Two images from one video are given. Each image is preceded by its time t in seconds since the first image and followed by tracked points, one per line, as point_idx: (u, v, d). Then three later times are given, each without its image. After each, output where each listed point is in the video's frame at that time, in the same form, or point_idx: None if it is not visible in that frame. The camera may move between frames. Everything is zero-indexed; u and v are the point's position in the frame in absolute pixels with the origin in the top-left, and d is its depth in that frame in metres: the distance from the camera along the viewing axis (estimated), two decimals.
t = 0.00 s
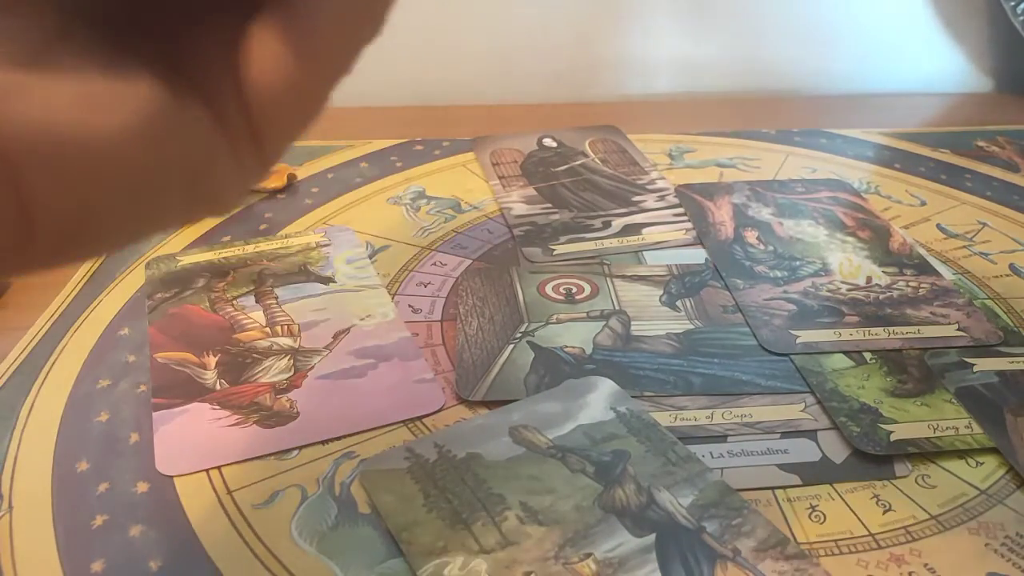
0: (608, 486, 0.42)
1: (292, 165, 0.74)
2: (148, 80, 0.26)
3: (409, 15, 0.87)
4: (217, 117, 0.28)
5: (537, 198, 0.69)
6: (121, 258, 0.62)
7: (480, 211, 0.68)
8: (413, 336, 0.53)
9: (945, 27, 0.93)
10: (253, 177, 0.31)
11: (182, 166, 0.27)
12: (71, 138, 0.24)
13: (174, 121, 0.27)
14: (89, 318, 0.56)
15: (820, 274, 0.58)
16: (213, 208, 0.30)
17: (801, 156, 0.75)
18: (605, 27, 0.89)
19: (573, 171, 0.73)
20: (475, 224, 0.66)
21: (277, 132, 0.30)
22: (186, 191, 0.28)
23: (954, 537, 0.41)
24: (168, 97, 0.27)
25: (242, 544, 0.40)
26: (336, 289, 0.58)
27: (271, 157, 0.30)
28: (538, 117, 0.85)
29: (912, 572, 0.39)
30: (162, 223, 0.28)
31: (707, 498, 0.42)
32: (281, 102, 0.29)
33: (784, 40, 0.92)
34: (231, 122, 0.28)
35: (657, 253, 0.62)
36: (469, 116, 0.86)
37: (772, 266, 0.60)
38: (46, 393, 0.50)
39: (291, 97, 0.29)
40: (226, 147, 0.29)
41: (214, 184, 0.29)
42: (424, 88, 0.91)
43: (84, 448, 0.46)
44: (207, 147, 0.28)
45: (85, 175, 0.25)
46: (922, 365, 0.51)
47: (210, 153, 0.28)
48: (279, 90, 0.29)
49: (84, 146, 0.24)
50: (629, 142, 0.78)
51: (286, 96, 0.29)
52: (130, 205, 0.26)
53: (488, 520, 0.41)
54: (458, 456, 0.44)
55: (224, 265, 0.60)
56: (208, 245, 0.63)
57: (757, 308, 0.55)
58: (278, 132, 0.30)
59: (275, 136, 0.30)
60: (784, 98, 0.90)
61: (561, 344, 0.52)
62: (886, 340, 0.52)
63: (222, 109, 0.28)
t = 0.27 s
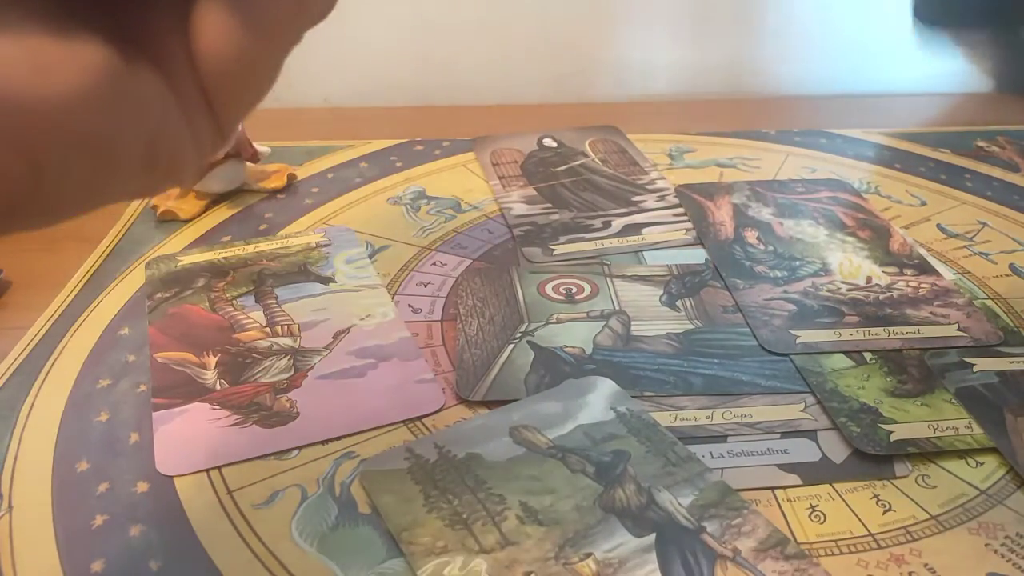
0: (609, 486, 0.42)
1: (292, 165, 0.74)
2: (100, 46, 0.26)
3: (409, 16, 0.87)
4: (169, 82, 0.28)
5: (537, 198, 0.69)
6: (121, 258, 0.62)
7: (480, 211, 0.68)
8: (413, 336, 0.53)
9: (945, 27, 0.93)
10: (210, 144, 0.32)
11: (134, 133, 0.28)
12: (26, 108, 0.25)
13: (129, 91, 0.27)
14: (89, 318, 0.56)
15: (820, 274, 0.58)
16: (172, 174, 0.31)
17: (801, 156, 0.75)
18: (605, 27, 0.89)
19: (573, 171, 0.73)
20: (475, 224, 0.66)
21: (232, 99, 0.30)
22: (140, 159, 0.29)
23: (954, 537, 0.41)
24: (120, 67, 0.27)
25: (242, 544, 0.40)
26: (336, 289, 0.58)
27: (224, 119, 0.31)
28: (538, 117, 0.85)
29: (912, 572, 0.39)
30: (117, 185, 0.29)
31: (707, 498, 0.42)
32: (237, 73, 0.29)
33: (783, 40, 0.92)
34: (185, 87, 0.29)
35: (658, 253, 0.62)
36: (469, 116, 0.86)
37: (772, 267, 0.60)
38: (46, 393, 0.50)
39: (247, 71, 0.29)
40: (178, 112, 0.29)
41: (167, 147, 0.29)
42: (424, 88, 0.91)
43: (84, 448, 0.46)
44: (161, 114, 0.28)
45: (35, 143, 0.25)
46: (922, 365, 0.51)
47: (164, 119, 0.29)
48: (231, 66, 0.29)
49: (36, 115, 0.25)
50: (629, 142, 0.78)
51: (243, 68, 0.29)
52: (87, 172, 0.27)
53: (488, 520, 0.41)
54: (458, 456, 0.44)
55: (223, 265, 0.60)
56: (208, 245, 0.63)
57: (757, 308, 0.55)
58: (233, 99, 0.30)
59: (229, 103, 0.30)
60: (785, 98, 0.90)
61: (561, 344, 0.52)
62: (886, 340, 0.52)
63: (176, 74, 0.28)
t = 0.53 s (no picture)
0: (609, 486, 0.42)
1: (292, 165, 0.74)
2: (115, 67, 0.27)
3: (409, 16, 0.87)
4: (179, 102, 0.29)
5: (537, 198, 0.69)
6: (121, 258, 0.62)
7: (480, 211, 0.68)
8: (413, 337, 0.53)
9: (944, 27, 0.93)
10: (218, 161, 0.32)
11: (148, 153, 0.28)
12: (46, 125, 0.24)
13: (143, 111, 0.27)
14: (89, 318, 0.56)
15: (820, 274, 0.58)
16: (182, 192, 0.31)
17: (801, 156, 0.75)
18: (604, 27, 0.89)
19: (573, 172, 0.73)
20: (475, 224, 0.66)
21: (243, 118, 0.30)
22: (154, 177, 0.29)
23: (954, 537, 0.41)
24: (134, 86, 0.27)
25: (242, 544, 0.40)
26: (336, 289, 0.58)
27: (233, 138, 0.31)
28: (537, 117, 0.85)
29: (912, 573, 0.39)
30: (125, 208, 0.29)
31: (707, 498, 0.42)
32: (250, 94, 0.29)
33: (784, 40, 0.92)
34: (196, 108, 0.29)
35: (658, 253, 0.62)
36: (469, 116, 0.86)
37: (773, 267, 0.60)
38: (46, 393, 0.50)
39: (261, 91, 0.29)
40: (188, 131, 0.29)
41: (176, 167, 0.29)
42: (423, 88, 0.91)
43: (84, 448, 0.46)
44: (173, 132, 0.29)
45: (59, 163, 0.25)
46: (922, 365, 0.51)
47: (175, 138, 0.29)
48: (243, 83, 0.29)
49: (61, 135, 0.25)
50: (629, 142, 0.78)
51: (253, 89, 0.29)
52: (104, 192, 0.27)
53: (488, 521, 0.41)
54: (458, 457, 0.44)
55: (224, 265, 0.60)
56: (208, 245, 0.63)
57: (756, 309, 0.55)
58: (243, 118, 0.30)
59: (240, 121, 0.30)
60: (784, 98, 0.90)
61: (561, 344, 0.52)
62: (886, 340, 0.52)
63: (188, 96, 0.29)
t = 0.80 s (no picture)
0: (609, 486, 0.42)
1: (292, 165, 0.74)
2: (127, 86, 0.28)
3: (409, 16, 0.87)
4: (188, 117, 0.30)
5: (537, 198, 0.69)
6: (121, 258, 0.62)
7: (480, 211, 0.68)
8: (413, 337, 0.53)
9: (944, 27, 0.93)
10: (227, 173, 0.32)
11: (158, 168, 0.29)
12: (62, 142, 0.25)
13: (153, 127, 0.28)
14: (90, 318, 0.56)
15: (820, 273, 0.58)
16: (189, 203, 0.32)
17: (801, 156, 0.75)
18: (605, 27, 0.89)
19: (573, 172, 0.73)
20: (475, 224, 0.66)
21: (251, 134, 0.31)
22: (163, 188, 0.30)
23: (954, 537, 0.41)
24: (145, 104, 0.28)
25: (242, 544, 0.40)
26: (336, 289, 0.58)
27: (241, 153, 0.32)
28: (537, 118, 0.85)
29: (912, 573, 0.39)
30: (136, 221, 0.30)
31: (707, 498, 0.42)
32: (256, 110, 0.30)
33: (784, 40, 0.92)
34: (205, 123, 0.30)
35: (658, 253, 0.62)
36: (469, 116, 0.86)
37: (773, 266, 0.60)
38: (46, 393, 0.50)
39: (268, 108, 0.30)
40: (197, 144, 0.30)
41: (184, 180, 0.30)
42: (423, 88, 0.91)
43: (84, 448, 0.46)
44: (183, 146, 0.30)
45: (71, 176, 0.26)
46: (922, 366, 0.51)
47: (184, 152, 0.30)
48: (252, 101, 0.30)
49: (75, 151, 0.26)
50: (629, 142, 0.78)
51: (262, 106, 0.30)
52: (115, 204, 0.28)
53: (488, 521, 0.41)
54: (458, 457, 0.44)
55: (224, 265, 0.60)
56: (208, 245, 0.63)
57: (756, 309, 0.55)
58: (251, 134, 0.31)
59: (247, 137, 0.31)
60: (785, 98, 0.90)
61: (561, 344, 0.52)
62: (886, 340, 0.52)
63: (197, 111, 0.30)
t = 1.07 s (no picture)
0: (609, 487, 0.42)
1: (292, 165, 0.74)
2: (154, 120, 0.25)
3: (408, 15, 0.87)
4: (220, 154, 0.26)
5: (537, 198, 0.69)
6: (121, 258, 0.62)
7: (480, 211, 0.68)
8: (413, 337, 0.53)
9: (944, 28, 0.93)
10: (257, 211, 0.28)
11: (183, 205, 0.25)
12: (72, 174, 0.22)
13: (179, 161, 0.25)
14: (90, 318, 0.56)
15: (820, 273, 0.58)
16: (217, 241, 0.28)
17: (801, 156, 0.75)
18: (604, 27, 0.89)
19: (573, 172, 0.73)
20: (475, 224, 0.66)
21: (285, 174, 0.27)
22: (187, 225, 0.26)
23: (954, 538, 0.41)
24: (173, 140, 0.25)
25: (242, 544, 0.40)
26: (336, 289, 0.58)
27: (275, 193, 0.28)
28: (537, 117, 0.85)
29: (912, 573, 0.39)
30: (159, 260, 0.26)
31: (707, 499, 0.42)
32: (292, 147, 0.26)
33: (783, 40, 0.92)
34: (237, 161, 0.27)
35: (658, 253, 0.62)
36: (469, 116, 0.86)
37: (773, 266, 0.60)
38: (46, 393, 0.50)
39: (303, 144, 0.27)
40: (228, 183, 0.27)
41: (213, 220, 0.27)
42: (423, 88, 0.91)
43: (84, 448, 0.46)
44: (211, 182, 0.26)
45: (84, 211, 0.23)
46: (922, 366, 0.51)
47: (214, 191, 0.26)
48: (284, 139, 0.26)
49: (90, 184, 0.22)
50: (629, 142, 0.78)
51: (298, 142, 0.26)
52: (130, 243, 0.24)
53: (488, 521, 0.41)
54: (458, 457, 0.44)
55: (224, 264, 0.60)
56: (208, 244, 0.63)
57: (757, 309, 0.55)
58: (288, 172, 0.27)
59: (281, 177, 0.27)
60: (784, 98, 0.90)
61: (561, 344, 0.52)
62: (886, 340, 0.52)
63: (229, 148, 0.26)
